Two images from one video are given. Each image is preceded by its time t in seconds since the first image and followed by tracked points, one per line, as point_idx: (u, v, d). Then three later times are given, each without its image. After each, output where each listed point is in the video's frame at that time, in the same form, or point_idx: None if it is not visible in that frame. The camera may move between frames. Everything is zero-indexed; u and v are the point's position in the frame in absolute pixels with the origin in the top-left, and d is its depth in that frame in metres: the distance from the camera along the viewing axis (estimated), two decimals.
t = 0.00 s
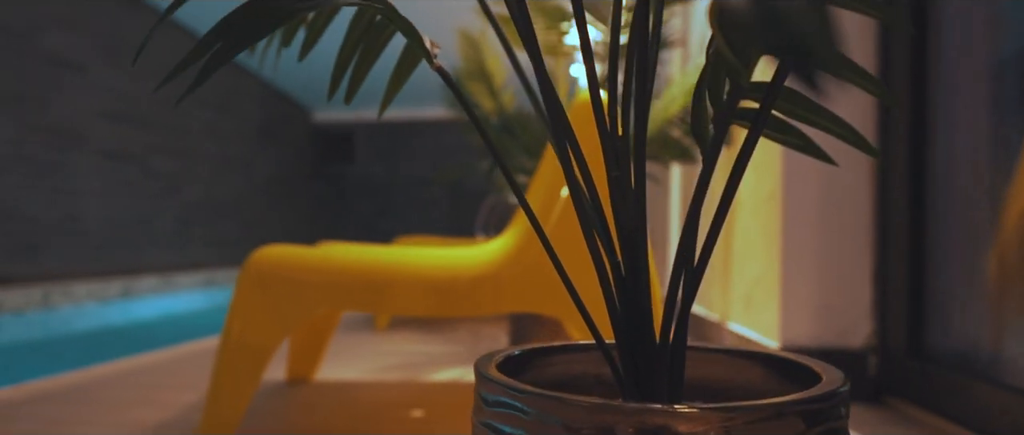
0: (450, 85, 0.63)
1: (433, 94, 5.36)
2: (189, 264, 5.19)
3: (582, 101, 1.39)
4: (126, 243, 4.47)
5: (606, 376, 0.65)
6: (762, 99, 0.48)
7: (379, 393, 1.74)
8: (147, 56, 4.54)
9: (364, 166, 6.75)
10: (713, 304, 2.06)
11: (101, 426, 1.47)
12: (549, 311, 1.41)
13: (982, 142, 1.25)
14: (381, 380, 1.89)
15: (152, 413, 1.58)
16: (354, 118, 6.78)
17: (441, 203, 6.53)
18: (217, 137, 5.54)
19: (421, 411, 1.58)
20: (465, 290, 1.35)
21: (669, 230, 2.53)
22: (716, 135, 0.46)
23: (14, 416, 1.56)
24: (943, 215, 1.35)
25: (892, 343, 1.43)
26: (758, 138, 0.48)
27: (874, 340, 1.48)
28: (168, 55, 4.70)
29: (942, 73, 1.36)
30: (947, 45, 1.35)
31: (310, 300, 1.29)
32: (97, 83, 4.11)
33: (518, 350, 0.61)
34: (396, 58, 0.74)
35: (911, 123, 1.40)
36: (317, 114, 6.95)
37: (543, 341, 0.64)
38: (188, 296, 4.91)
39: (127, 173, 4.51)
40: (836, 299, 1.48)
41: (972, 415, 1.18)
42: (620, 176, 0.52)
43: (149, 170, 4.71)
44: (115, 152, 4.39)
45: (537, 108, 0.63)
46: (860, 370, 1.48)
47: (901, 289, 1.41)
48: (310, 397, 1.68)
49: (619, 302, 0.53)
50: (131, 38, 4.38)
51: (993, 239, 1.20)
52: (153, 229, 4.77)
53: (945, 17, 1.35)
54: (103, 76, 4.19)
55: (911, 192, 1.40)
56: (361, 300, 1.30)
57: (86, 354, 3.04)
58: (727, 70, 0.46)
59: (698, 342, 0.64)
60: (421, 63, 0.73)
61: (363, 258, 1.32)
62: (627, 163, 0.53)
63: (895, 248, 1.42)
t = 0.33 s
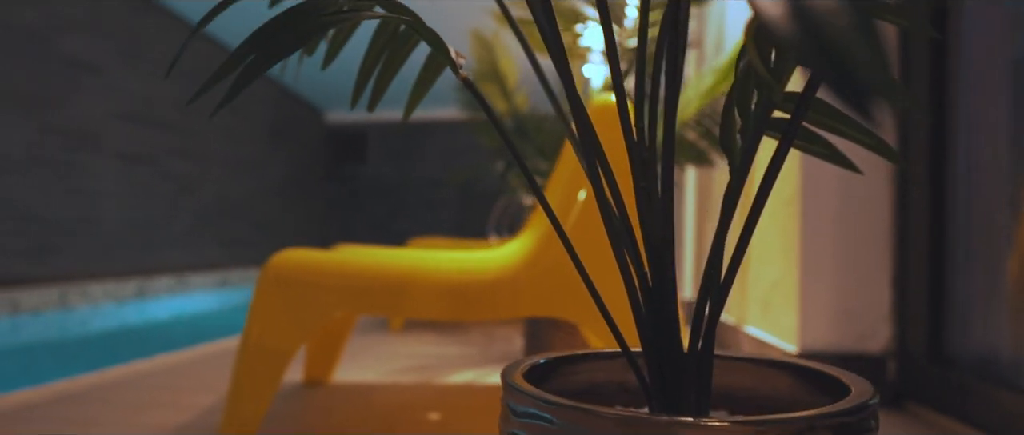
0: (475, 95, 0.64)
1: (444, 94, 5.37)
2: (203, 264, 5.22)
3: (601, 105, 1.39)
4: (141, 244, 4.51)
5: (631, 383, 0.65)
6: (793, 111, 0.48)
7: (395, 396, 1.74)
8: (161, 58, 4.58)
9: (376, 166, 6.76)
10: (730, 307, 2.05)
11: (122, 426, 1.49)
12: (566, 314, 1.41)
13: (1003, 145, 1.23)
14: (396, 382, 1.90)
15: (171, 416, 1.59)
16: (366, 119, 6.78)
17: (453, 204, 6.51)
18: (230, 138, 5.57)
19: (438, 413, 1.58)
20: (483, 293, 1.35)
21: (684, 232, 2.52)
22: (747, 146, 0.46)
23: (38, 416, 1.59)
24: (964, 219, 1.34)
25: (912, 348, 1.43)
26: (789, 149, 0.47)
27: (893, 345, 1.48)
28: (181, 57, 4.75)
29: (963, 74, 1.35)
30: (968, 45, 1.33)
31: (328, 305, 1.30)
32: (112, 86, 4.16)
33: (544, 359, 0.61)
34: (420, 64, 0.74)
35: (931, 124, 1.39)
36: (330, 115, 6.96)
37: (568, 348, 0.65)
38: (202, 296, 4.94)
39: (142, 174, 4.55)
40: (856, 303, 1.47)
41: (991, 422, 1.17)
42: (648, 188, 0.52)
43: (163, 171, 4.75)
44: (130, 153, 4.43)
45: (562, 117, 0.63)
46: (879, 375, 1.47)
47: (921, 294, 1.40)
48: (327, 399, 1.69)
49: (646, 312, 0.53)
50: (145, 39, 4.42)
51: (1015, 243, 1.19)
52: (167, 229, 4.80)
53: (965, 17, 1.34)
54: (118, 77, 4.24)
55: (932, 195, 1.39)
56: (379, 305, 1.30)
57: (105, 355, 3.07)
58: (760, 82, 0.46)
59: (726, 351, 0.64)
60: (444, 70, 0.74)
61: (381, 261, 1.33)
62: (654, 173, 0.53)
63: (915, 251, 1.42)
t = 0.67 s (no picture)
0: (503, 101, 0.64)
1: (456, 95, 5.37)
2: (218, 265, 5.25)
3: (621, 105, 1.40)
4: (157, 245, 4.54)
5: (659, 389, 0.66)
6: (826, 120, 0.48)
7: (413, 399, 1.74)
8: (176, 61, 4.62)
9: (388, 167, 6.76)
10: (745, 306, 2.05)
11: (146, 428, 1.51)
12: (586, 318, 1.42)
13: None
14: (414, 385, 1.90)
15: (193, 417, 1.61)
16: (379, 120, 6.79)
17: (465, 206, 6.48)
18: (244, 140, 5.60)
19: (456, 416, 1.58)
20: (502, 296, 1.36)
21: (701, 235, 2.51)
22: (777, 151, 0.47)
23: (64, 416, 1.61)
24: (987, 222, 1.33)
25: (934, 353, 1.42)
26: (823, 160, 0.47)
27: (916, 350, 1.46)
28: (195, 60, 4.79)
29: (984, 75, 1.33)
30: (990, 46, 1.32)
31: (350, 308, 1.31)
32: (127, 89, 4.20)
33: (571, 366, 0.62)
34: (447, 70, 0.75)
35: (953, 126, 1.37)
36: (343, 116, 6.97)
37: (596, 356, 0.66)
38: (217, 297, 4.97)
39: (157, 176, 4.58)
40: (876, 307, 1.47)
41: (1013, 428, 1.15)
42: (678, 195, 0.52)
43: (178, 172, 4.79)
44: (146, 155, 4.47)
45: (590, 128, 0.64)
46: (900, 380, 1.46)
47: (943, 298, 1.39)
48: (346, 402, 1.70)
49: (675, 317, 0.54)
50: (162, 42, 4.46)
51: None
52: (183, 230, 4.83)
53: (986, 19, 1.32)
54: (135, 80, 4.28)
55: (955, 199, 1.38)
56: (401, 309, 1.31)
57: (123, 355, 3.09)
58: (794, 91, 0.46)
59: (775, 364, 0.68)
60: (471, 77, 0.75)
61: (401, 265, 1.34)
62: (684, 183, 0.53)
63: (937, 256, 1.41)
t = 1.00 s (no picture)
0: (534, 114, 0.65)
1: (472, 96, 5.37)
2: (236, 265, 5.26)
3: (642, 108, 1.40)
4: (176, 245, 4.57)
5: (689, 397, 0.66)
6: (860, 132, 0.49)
7: (434, 402, 1.75)
8: (194, 63, 4.68)
9: (404, 169, 6.76)
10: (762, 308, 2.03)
11: (171, 428, 1.54)
12: (608, 321, 1.42)
13: None
14: (433, 387, 1.91)
15: (216, 419, 1.62)
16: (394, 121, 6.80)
17: (479, 206, 6.46)
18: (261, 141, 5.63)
19: (477, 419, 1.59)
20: (525, 300, 1.37)
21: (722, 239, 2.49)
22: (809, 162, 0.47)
23: (90, 417, 1.64)
24: (1014, 228, 1.32)
25: (958, 358, 1.40)
26: (858, 173, 0.48)
27: (940, 355, 1.45)
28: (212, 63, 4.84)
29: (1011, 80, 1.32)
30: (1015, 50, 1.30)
31: (373, 312, 1.32)
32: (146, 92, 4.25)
33: (603, 375, 0.63)
34: (476, 79, 0.76)
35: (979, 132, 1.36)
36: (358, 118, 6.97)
37: (627, 363, 0.66)
38: (235, 298, 4.98)
39: (176, 178, 4.62)
40: (900, 312, 1.46)
41: None
42: (709, 208, 0.54)
43: (198, 174, 4.82)
44: (165, 157, 4.50)
45: (619, 137, 0.65)
46: (924, 384, 1.46)
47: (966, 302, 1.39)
48: (368, 404, 1.71)
49: (707, 325, 0.55)
50: (179, 45, 4.52)
51: None
52: (202, 231, 4.86)
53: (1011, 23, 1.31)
54: (153, 83, 4.33)
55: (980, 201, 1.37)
56: (425, 312, 1.32)
57: (145, 356, 3.12)
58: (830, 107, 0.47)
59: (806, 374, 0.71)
60: (499, 85, 0.76)
61: (423, 269, 1.35)
62: (716, 196, 0.54)
63: (962, 260, 1.39)
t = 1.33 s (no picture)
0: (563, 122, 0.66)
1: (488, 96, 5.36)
2: (255, 265, 5.29)
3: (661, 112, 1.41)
4: (196, 246, 4.61)
5: (719, 406, 0.67)
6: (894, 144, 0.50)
7: (457, 404, 1.76)
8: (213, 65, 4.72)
9: (420, 169, 6.75)
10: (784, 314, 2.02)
11: (198, 428, 1.56)
12: (630, 326, 1.42)
13: None
14: (453, 390, 1.91)
15: (239, 421, 1.64)
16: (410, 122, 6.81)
17: (495, 207, 6.43)
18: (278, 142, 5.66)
19: (499, 422, 1.60)
20: (547, 305, 1.37)
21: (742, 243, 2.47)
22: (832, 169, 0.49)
23: (118, 417, 1.67)
24: None
25: (985, 364, 1.39)
26: (895, 184, 0.48)
27: (967, 361, 1.44)
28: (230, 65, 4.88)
29: None
30: None
31: (396, 315, 1.33)
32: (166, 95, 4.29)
33: (633, 383, 0.64)
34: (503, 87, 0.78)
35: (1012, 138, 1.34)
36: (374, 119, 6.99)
37: (657, 372, 0.67)
38: (254, 298, 4.99)
39: (195, 179, 4.65)
40: (925, 317, 1.45)
41: None
42: (741, 218, 0.55)
43: (218, 175, 4.85)
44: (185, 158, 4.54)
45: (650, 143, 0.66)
46: (950, 390, 1.45)
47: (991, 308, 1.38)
48: (390, 406, 1.73)
49: (738, 336, 0.56)
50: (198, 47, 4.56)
51: None
52: (222, 232, 4.90)
53: None
54: (174, 86, 4.38)
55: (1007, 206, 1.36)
56: (447, 316, 1.33)
57: (166, 356, 3.14)
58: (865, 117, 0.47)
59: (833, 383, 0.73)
60: (527, 93, 0.77)
61: (446, 273, 1.35)
62: (748, 205, 0.55)
63: (989, 266, 1.38)
